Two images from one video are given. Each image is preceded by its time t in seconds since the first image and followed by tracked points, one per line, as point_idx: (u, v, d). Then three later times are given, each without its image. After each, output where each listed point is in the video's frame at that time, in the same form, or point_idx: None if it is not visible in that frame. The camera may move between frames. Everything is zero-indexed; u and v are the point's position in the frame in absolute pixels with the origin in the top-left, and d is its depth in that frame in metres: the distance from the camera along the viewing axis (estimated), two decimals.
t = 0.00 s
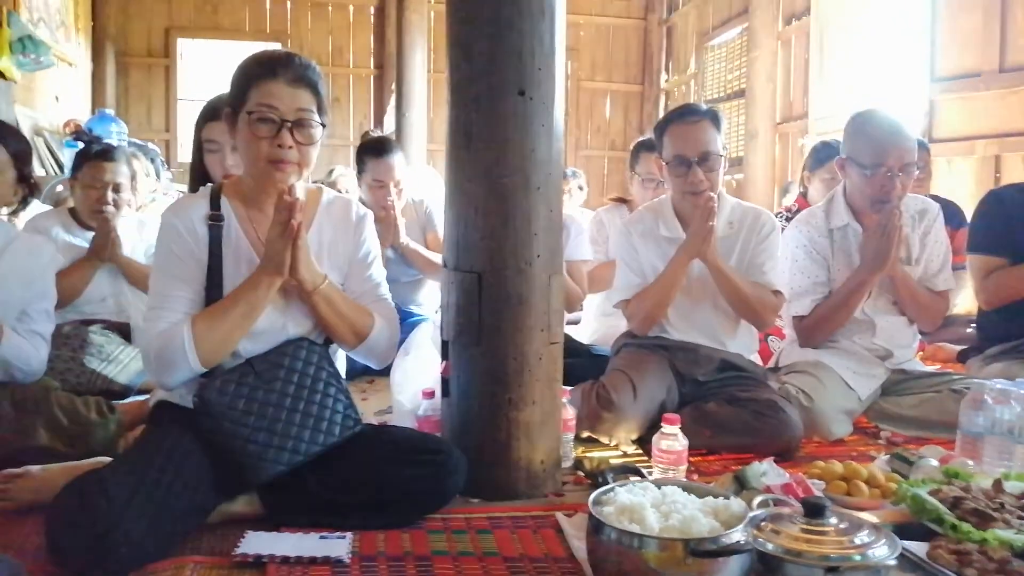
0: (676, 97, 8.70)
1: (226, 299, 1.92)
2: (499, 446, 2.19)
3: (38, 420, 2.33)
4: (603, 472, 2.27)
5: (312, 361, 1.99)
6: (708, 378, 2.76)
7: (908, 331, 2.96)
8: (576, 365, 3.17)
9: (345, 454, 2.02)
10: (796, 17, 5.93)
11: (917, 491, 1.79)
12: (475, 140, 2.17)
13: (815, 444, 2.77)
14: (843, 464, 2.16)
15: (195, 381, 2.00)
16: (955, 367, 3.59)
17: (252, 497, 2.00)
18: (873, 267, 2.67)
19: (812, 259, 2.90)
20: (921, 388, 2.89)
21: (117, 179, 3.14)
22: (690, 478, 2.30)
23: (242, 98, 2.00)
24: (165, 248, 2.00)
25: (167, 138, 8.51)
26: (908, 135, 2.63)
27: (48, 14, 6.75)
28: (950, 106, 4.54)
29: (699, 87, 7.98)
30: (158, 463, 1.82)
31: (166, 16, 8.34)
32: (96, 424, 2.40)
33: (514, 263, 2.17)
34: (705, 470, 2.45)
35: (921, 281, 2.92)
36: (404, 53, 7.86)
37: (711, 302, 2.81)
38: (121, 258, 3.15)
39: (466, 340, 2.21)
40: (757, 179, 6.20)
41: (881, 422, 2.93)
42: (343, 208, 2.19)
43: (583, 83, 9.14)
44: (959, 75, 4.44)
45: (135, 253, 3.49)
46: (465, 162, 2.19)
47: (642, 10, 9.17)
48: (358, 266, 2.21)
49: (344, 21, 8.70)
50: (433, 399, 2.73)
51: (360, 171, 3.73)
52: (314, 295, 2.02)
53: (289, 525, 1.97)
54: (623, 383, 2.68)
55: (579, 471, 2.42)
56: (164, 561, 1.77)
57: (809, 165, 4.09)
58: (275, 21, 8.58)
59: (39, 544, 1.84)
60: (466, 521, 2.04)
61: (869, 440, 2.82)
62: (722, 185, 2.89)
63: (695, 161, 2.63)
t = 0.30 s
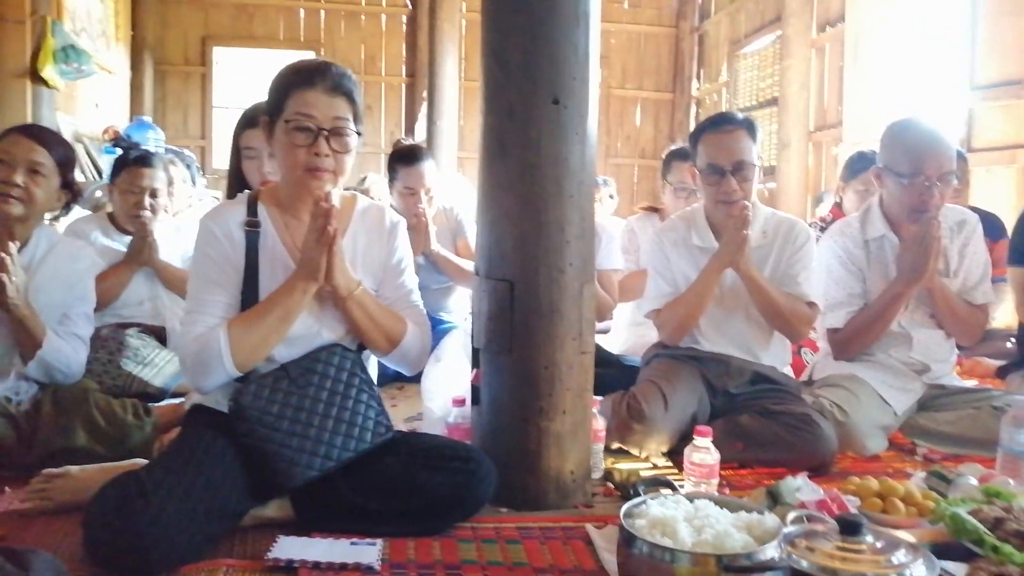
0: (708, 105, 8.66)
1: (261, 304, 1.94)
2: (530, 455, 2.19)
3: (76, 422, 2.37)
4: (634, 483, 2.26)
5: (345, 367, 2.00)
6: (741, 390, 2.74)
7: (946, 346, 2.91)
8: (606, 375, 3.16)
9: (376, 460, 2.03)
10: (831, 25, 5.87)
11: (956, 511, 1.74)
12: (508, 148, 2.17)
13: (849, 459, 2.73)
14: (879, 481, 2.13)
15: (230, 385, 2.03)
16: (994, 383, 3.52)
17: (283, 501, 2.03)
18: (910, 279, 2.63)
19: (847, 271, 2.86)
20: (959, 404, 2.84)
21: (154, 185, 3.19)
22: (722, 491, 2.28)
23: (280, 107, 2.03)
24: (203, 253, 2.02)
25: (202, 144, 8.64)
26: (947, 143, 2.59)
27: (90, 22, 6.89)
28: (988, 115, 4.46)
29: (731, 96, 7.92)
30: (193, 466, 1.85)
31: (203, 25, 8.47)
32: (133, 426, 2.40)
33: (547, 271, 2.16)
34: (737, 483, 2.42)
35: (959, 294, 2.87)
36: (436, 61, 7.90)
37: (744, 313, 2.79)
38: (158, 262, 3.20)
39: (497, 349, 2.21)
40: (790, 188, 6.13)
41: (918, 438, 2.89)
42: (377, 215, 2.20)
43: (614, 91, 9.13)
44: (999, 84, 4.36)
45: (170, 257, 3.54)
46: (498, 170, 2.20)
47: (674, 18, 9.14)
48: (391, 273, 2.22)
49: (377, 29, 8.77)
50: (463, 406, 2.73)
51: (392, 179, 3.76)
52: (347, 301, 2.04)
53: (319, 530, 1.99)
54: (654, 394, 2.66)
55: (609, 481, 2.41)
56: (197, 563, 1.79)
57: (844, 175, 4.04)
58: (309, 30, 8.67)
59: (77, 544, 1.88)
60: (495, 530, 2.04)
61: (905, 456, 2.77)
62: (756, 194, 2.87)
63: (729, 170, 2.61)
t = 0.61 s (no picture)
0: (730, 116, 8.63)
1: (291, 319, 1.96)
2: (557, 469, 2.19)
3: (110, 436, 2.40)
4: (662, 497, 2.25)
5: (374, 382, 2.01)
6: (769, 404, 2.71)
7: (978, 358, 2.86)
8: (633, 388, 3.15)
9: (405, 474, 2.04)
10: (855, 34, 5.84)
11: (992, 526, 1.73)
12: (534, 163, 2.18)
13: (880, 473, 2.70)
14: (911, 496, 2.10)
15: (260, 399, 2.04)
16: None
17: (313, 515, 2.04)
18: (940, 289, 2.61)
19: (875, 282, 2.84)
20: (992, 417, 2.80)
21: (183, 201, 3.25)
22: (752, 505, 2.26)
23: (308, 125, 2.05)
24: (234, 268, 2.05)
25: (228, 160, 8.75)
26: (974, 153, 2.57)
27: (120, 42, 7.01)
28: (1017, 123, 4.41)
29: (754, 106, 7.89)
30: (225, 480, 1.87)
31: (229, 43, 8.59)
32: (166, 440, 2.43)
33: (573, 286, 2.17)
34: (767, 498, 2.40)
35: (991, 304, 2.83)
36: (459, 76, 7.96)
37: (772, 325, 2.77)
38: (187, 277, 3.24)
39: (524, 362, 2.22)
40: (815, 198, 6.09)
41: (950, 452, 2.85)
42: (404, 230, 2.22)
43: (636, 103, 9.13)
44: None
45: (199, 272, 3.59)
46: (523, 185, 2.21)
47: (695, 30, 9.13)
48: (418, 286, 2.24)
49: (399, 44, 8.85)
50: (490, 420, 2.74)
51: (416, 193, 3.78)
52: (376, 315, 2.05)
53: (349, 543, 2.00)
54: (681, 408, 2.65)
55: (637, 496, 2.40)
56: None
57: (870, 186, 4.01)
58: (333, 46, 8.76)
59: (112, 557, 1.90)
60: (523, 545, 2.04)
61: (938, 470, 2.74)
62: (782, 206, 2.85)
63: (756, 182, 2.60)
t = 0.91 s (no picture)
0: (756, 115, 8.57)
1: (321, 317, 1.98)
2: (585, 469, 2.19)
3: (142, 431, 2.43)
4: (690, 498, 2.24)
5: (402, 380, 2.02)
6: (798, 405, 2.68)
7: (1011, 361, 2.80)
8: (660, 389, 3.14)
9: (433, 472, 2.05)
10: (884, 32, 5.77)
11: None
12: (561, 163, 2.18)
13: (911, 476, 2.67)
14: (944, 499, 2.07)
15: (290, 397, 2.06)
16: None
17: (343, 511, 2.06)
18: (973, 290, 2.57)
19: (907, 282, 2.80)
20: None
21: (213, 201, 3.30)
22: (780, 507, 2.25)
23: (337, 126, 2.07)
24: (265, 267, 2.07)
25: (254, 160, 8.83)
26: (1008, 150, 2.53)
27: (149, 44, 7.10)
28: None
29: (780, 105, 7.82)
30: (257, 475, 1.88)
31: (256, 44, 8.68)
32: (197, 436, 2.46)
33: (601, 285, 2.17)
34: (796, 500, 2.38)
35: None
36: (483, 76, 7.97)
37: (800, 325, 2.74)
38: (217, 276, 3.28)
39: (550, 363, 2.22)
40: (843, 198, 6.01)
41: (983, 455, 2.81)
42: (432, 229, 2.23)
43: (660, 102, 9.09)
44: None
45: (229, 271, 3.63)
46: (551, 185, 2.21)
47: (721, 28, 9.07)
48: (446, 285, 2.24)
49: (424, 45, 8.88)
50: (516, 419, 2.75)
51: (442, 193, 3.79)
52: (404, 313, 2.06)
53: (381, 540, 2.03)
54: (708, 409, 2.64)
55: (663, 497, 2.39)
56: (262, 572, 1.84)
57: (901, 185, 3.97)
58: (358, 46, 8.81)
59: (146, 552, 1.93)
60: (551, 544, 2.04)
61: (970, 474, 2.71)
62: (811, 206, 2.83)
63: (785, 182, 2.58)
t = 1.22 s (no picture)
0: (778, 121, 8.51)
1: (346, 321, 1.99)
2: (607, 476, 2.18)
3: (168, 433, 2.46)
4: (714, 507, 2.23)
5: (426, 384, 2.03)
6: (822, 414, 2.66)
7: None
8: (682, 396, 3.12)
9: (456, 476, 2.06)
10: (910, 38, 5.73)
11: None
12: (586, 169, 2.18)
13: (938, 488, 2.64)
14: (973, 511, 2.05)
15: (315, 400, 2.08)
16: None
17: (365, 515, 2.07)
18: (1001, 299, 2.54)
19: (934, 291, 2.77)
20: None
21: (240, 206, 3.33)
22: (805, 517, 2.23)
23: (362, 132, 2.08)
24: (290, 271, 2.09)
25: (277, 165, 8.89)
26: None
27: (175, 49, 7.18)
28: None
29: (803, 111, 7.77)
30: (281, 478, 1.90)
31: (280, 50, 8.75)
32: (221, 437, 2.50)
33: (625, 292, 2.16)
34: (820, 509, 2.36)
35: None
36: (505, 81, 7.99)
37: (824, 334, 2.73)
38: (241, 280, 3.30)
39: (573, 369, 2.21)
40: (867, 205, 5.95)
41: (1012, 467, 2.77)
42: (455, 234, 2.24)
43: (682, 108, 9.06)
44: None
45: (253, 274, 3.66)
46: (575, 191, 2.21)
47: (743, 34, 9.04)
48: (469, 290, 2.25)
49: (446, 50, 8.91)
50: (537, 424, 2.74)
51: (464, 198, 3.80)
52: (428, 318, 2.07)
53: (403, 545, 2.03)
54: (731, 417, 2.62)
55: (686, 504, 2.38)
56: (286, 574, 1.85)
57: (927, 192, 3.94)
58: (381, 51, 8.86)
59: (171, 553, 1.94)
60: (574, 550, 2.04)
61: (999, 485, 2.67)
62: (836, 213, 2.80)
63: (811, 188, 2.56)
